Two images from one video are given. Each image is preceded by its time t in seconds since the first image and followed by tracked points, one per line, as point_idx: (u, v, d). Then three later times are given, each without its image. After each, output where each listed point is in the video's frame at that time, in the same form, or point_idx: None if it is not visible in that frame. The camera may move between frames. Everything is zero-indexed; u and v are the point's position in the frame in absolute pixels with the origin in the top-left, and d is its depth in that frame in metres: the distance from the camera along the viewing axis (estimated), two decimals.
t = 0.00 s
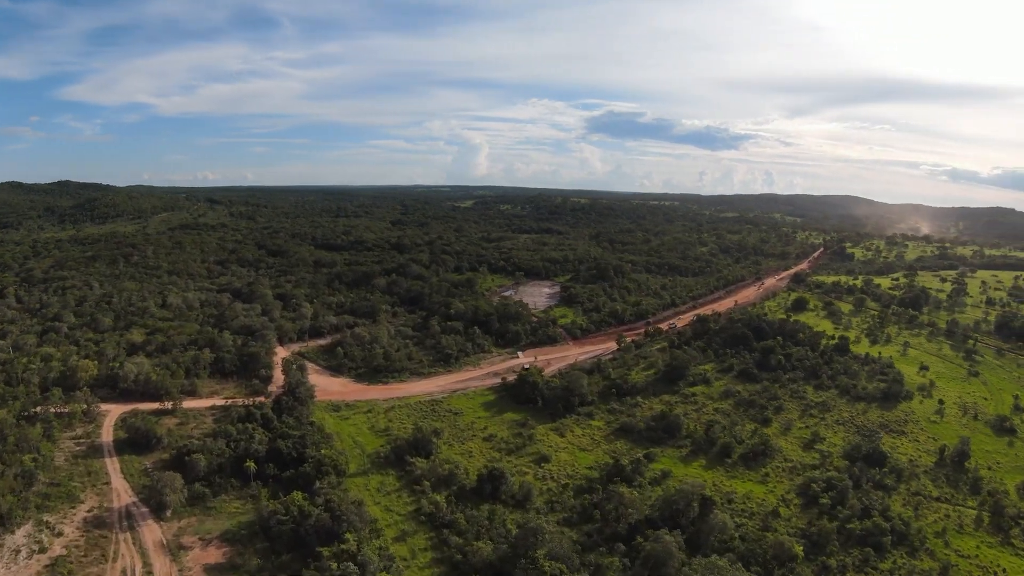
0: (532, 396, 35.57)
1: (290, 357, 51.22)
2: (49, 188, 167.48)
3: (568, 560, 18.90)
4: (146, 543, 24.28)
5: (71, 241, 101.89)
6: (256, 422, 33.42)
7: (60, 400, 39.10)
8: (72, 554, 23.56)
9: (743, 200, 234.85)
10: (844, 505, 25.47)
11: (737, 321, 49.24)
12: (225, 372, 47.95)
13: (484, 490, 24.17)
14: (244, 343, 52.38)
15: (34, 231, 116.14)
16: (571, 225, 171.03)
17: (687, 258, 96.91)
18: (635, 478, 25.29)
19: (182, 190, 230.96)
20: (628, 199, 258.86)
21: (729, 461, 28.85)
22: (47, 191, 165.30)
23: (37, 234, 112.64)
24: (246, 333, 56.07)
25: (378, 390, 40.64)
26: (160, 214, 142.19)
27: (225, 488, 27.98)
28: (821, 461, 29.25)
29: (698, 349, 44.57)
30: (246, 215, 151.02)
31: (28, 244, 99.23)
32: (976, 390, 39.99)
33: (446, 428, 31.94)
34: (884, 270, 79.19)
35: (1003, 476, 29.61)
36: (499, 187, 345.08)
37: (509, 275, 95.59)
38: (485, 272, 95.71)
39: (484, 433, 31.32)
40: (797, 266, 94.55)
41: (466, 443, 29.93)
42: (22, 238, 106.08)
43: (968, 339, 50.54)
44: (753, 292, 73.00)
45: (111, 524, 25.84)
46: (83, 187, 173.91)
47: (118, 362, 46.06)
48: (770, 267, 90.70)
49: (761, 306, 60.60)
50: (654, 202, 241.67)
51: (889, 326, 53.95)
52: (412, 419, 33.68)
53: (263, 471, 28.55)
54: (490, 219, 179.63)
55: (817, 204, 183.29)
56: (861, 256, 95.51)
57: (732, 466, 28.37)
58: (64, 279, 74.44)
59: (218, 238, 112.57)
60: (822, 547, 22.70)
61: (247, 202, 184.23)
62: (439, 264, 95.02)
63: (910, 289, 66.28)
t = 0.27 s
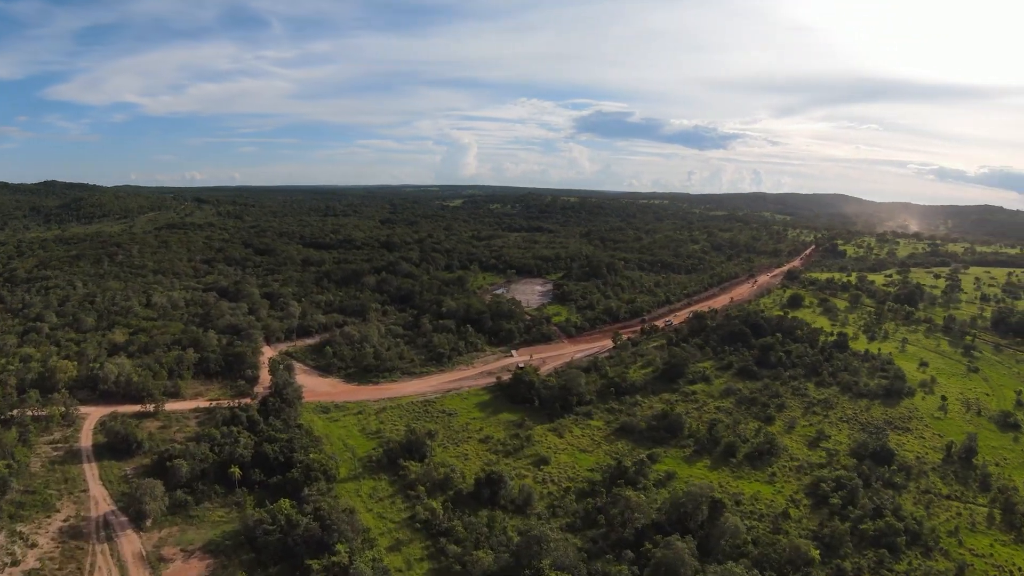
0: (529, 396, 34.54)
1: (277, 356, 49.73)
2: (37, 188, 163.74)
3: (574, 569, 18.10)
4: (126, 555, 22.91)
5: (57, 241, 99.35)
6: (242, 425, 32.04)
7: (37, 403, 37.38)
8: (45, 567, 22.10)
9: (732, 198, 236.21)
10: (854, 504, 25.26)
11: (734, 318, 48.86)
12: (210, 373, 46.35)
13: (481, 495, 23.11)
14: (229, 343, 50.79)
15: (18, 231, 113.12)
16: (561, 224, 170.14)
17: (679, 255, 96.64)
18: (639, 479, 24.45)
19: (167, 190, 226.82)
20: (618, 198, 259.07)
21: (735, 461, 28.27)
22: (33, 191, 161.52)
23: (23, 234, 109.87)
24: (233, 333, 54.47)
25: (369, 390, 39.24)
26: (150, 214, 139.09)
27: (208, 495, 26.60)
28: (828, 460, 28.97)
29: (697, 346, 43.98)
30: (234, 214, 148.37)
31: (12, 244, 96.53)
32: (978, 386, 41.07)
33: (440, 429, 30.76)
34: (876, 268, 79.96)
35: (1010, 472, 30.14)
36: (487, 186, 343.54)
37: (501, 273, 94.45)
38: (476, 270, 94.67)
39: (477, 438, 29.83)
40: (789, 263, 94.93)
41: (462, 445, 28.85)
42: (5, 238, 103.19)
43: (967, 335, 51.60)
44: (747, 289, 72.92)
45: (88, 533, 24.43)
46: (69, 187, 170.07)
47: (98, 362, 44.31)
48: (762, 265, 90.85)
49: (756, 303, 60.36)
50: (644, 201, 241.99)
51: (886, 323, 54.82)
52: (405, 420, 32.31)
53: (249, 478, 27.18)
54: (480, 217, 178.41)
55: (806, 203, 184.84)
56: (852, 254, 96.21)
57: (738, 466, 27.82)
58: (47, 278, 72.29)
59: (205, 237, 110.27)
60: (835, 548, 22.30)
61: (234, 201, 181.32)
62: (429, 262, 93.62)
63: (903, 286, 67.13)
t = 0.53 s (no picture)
0: (528, 396, 33.41)
1: (268, 356, 48.29)
2: (27, 187, 161.06)
3: None
4: (105, 567, 21.57)
5: (47, 239, 97.39)
6: (230, 428, 30.70)
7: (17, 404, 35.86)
8: None
9: (726, 198, 236.35)
10: (869, 507, 24.58)
11: (735, 317, 48.09)
12: (197, 373, 44.88)
13: (482, 502, 21.93)
14: (218, 342, 49.33)
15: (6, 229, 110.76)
16: (556, 223, 169.01)
17: (676, 254, 95.91)
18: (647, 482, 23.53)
19: (158, 189, 223.96)
20: (612, 197, 258.57)
21: (743, 464, 27.44)
22: (23, 190, 158.93)
23: (9, 232, 107.54)
24: (222, 332, 52.99)
25: (362, 391, 37.87)
26: (143, 213, 136.77)
27: (193, 502, 25.26)
28: (839, 462, 28.28)
29: (699, 346, 43.11)
30: (226, 213, 146.23)
31: None
32: (984, 385, 40.57)
33: (437, 431, 29.56)
34: (873, 268, 79.67)
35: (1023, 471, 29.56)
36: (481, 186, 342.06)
37: (496, 272, 93.16)
38: (472, 269, 93.45)
39: (475, 441, 28.62)
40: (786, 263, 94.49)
41: (460, 448, 27.71)
42: None
43: (969, 334, 51.11)
44: (746, 288, 72.24)
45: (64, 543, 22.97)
46: (58, 185, 167.22)
47: (82, 361, 42.76)
48: (759, 264, 90.33)
49: (756, 302, 59.65)
50: (639, 201, 241.60)
51: (887, 321, 54.45)
52: (400, 422, 31.03)
53: (236, 484, 25.84)
54: (474, 217, 177.13)
55: (800, 203, 185.07)
56: (849, 254, 96.00)
57: (747, 469, 27.01)
58: (34, 277, 70.51)
59: (196, 235, 108.38)
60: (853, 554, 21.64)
61: (227, 200, 179.17)
62: (423, 261, 92.23)
63: (903, 285, 66.80)
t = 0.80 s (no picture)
0: (526, 397, 32.27)
1: (255, 356, 46.80)
2: (13, 186, 158.08)
3: None
4: None
5: (33, 238, 95.22)
6: (215, 432, 29.34)
7: None
8: None
9: (719, 198, 236.63)
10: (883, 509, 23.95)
11: (735, 314, 47.33)
12: (183, 373, 43.33)
13: (481, 509, 20.80)
14: (204, 341, 47.78)
15: None
16: (549, 223, 167.90)
17: (671, 253, 95.25)
18: (655, 485, 22.69)
19: (147, 188, 220.52)
20: (605, 197, 258.23)
21: (751, 466, 26.65)
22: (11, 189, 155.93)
23: None
24: (209, 331, 51.44)
25: (353, 392, 36.50)
26: (132, 212, 134.12)
27: (176, 511, 23.90)
28: (849, 463, 27.65)
29: (699, 344, 42.26)
30: (217, 212, 143.88)
31: None
32: (987, 383, 40.13)
33: (432, 434, 28.38)
34: (869, 267, 79.42)
35: None
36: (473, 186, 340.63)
37: (489, 271, 91.90)
38: (465, 267, 92.22)
39: (472, 444, 27.50)
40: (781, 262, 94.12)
41: (457, 451, 26.57)
42: None
43: (969, 332, 50.75)
44: (743, 287, 71.60)
45: (38, 555, 21.54)
46: (45, 185, 164.28)
47: (63, 361, 41.13)
48: (755, 263, 89.83)
49: (754, 300, 58.96)
50: (632, 201, 241.37)
51: (887, 319, 53.98)
52: (394, 425, 29.76)
53: (221, 492, 24.45)
54: (466, 216, 175.78)
55: (793, 203, 185.49)
56: (843, 253, 95.87)
57: (756, 472, 26.23)
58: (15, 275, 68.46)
59: (185, 234, 106.32)
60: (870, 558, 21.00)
61: (217, 200, 176.59)
62: (415, 260, 90.76)
63: (900, 283, 66.49)
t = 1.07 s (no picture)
0: (523, 397, 31.15)
1: (242, 356, 45.28)
2: None
3: None
4: None
5: (15, 237, 92.62)
6: (199, 437, 27.96)
7: None
8: None
9: (710, 196, 237.01)
10: (897, 510, 23.43)
11: (733, 311, 46.60)
12: (166, 375, 41.69)
13: (481, 516, 19.67)
14: (189, 341, 46.18)
15: None
16: (541, 221, 166.74)
17: (664, 250, 94.62)
18: (663, 487, 21.79)
19: (133, 187, 216.58)
20: (596, 196, 257.76)
21: (759, 467, 25.92)
22: None
23: None
24: (194, 331, 49.80)
25: (343, 393, 35.11)
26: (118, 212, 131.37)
27: (156, 522, 22.53)
28: (859, 462, 27.12)
29: (699, 341, 41.45)
30: (206, 211, 141.32)
31: None
32: (989, 379, 39.88)
33: (427, 437, 27.15)
34: (863, 264, 79.37)
35: None
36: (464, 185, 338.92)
37: (481, 269, 90.60)
38: (458, 265, 90.96)
39: (468, 446, 26.31)
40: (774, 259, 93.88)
41: (454, 454, 25.43)
42: None
43: (968, 328, 50.56)
44: (738, 284, 71.03)
45: (8, 570, 20.07)
46: (28, 184, 160.52)
47: (41, 363, 39.39)
48: (749, 260, 89.48)
49: (751, 297, 58.36)
50: (624, 199, 241.23)
51: (884, 315, 53.66)
52: (386, 427, 28.47)
53: (203, 500, 23.03)
54: (457, 215, 174.32)
55: (784, 201, 186.10)
56: (836, 250, 95.91)
57: (764, 472, 25.54)
58: None
59: (172, 233, 104.07)
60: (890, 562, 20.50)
61: (204, 199, 173.67)
62: (406, 258, 89.27)
63: (895, 280, 66.32)
